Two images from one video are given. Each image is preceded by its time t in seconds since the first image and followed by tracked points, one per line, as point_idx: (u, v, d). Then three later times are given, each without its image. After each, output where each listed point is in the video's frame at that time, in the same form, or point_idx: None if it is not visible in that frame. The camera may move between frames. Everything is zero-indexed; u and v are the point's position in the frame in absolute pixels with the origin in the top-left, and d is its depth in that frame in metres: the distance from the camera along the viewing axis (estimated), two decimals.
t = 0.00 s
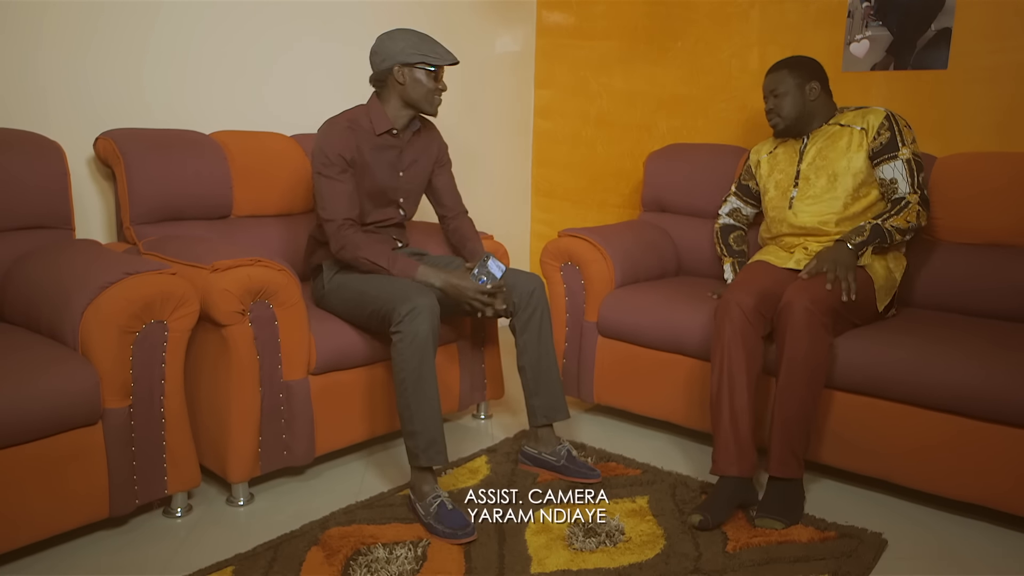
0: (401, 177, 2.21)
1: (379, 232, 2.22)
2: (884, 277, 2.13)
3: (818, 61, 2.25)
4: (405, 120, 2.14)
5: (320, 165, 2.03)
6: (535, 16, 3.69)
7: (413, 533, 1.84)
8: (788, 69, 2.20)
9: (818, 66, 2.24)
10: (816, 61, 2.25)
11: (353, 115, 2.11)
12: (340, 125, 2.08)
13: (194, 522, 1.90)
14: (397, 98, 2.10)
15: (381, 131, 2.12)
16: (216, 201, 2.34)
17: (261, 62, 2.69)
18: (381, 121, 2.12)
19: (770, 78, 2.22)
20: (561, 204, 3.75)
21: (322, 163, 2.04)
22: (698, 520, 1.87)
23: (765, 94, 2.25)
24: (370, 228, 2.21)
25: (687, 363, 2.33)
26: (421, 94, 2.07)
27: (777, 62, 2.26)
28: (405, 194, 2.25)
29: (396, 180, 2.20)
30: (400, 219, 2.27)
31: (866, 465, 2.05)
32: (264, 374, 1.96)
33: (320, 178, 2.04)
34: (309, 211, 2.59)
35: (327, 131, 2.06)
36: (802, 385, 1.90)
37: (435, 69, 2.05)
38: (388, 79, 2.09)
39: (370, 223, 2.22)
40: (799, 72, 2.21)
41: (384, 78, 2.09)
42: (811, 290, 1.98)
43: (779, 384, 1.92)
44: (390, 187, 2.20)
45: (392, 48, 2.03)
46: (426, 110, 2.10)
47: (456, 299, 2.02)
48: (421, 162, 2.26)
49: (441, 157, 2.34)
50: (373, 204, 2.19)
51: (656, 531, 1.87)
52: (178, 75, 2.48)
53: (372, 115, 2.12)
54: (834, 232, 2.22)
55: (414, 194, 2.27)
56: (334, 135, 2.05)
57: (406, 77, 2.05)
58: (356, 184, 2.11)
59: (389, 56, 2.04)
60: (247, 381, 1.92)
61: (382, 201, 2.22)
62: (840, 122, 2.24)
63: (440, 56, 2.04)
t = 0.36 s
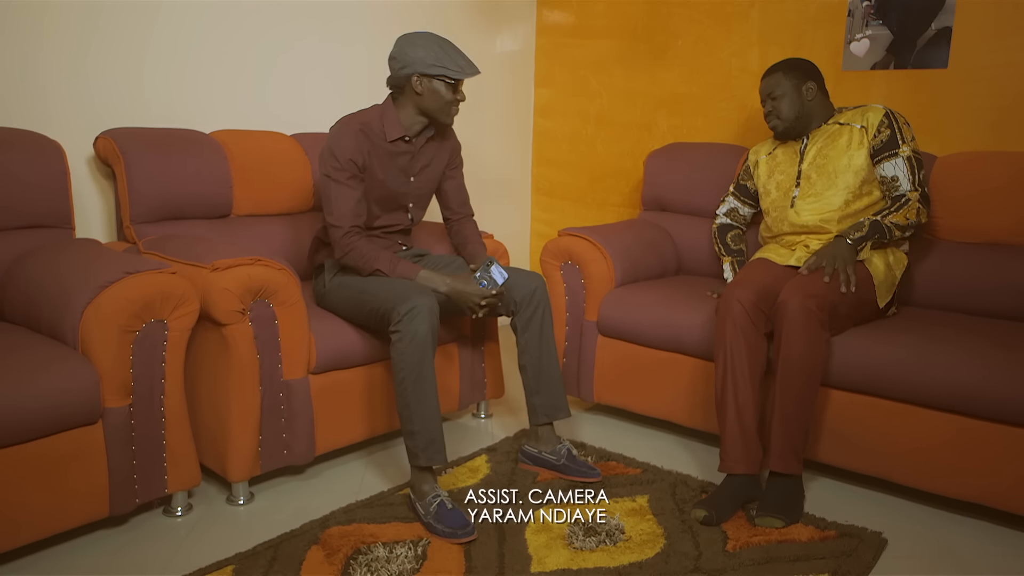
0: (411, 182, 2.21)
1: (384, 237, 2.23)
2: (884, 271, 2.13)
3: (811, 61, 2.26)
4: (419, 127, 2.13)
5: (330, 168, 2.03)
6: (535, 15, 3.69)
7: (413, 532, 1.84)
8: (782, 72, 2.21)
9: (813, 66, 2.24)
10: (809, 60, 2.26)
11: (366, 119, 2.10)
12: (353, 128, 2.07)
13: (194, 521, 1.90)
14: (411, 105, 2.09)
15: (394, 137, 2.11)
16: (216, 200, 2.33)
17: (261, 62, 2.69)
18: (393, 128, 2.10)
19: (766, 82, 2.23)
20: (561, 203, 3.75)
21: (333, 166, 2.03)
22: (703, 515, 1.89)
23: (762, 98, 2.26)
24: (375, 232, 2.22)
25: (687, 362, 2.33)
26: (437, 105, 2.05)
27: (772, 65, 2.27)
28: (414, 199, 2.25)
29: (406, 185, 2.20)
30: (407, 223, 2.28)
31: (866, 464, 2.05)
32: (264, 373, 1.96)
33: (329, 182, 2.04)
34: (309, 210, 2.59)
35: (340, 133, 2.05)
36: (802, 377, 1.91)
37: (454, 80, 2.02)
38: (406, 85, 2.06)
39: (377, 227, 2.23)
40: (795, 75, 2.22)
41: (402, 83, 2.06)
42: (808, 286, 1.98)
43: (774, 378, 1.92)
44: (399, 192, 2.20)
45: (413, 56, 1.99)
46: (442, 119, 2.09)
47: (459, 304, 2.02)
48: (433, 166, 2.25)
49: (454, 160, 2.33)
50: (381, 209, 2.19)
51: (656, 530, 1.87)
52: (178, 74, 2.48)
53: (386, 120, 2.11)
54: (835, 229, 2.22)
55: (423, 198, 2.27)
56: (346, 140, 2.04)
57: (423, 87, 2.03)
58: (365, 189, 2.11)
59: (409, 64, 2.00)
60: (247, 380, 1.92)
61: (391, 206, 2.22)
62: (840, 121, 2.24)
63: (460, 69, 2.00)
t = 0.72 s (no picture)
0: (419, 186, 2.20)
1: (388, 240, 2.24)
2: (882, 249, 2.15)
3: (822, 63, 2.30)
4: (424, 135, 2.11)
5: (337, 167, 2.02)
6: (536, 14, 3.69)
7: (413, 531, 1.84)
8: (791, 72, 2.24)
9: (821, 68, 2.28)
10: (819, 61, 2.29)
11: (376, 120, 2.10)
12: (362, 129, 2.06)
13: (194, 520, 1.90)
14: (417, 112, 2.07)
15: (402, 142, 2.11)
16: (215, 199, 2.33)
17: (261, 62, 2.69)
18: (401, 132, 2.10)
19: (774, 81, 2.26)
20: (561, 203, 3.75)
21: (340, 166, 2.01)
22: (700, 514, 1.89)
23: (769, 96, 2.29)
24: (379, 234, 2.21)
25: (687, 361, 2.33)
26: (433, 122, 2.02)
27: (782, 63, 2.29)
28: (421, 203, 2.25)
29: (412, 190, 2.19)
30: (412, 226, 2.28)
31: (865, 464, 2.05)
32: (264, 372, 1.96)
33: (335, 181, 2.03)
34: (309, 209, 2.59)
35: (348, 133, 2.05)
36: (780, 250, 1.82)
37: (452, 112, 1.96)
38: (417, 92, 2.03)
39: (381, 229, 2.23)
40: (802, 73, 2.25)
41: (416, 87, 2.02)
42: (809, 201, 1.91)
43: (748, 267, 1.84)
44: (405, 196, 2.20)
45: (434, 69, 1.94)
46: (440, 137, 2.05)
47: (462, 306, 2.01)
48: (441, 170, 2.24)
49: (462, 162, 2.32)
50: (385, 211, 2.19)
51: (656, 529, 1.87)
52: (178, 74, 2.48)
53: (395, 124, 2.10)
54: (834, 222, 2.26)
55: (429, 202, 2.27)
56: (354, 140, 2.03)
57: (427, 99, 2.00)
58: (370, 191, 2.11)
59: (426, 73, 1.96)
60: (247, 379, 1.92)
61: (397, 209, 2.22)
62: (844, 122, 2.29)
63: (467, 102, 1.92)
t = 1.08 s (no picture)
0: (417, 184, 2.20)
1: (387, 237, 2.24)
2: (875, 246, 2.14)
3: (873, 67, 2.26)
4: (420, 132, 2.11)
5: (335, 165, 2.02)
6: (535, 13, 3.69)
7: (413, 530, 1.84)
8: (845, 69, 2.20)
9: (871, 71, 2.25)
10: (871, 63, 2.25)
11: (373, 119, 2.09)
12: (360, 127, 2.06)
13: (194, 519, 1.90)
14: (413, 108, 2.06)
15: (398, 139, 2.10)
16: (215, 198, 2.33)
17: (261, 62, 2.69)
18: (398, 129, 2.09)
19: (825, 71, 2.22)
20: (561, 202, 3.75)
21: (339, 164, 2.01)
22: (699, 514, 1.88)
23: (813, 82, 2.26)
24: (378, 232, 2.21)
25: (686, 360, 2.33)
26: (428, 120, 2.01)
27: (838, 52, 2.24)
28: (419, 201, 2.25)
29: (410, 188, 2.19)
30: (410, 224, 2.28)
31: (865, 463, 2.05)
32: (264, 371, 1.96)
33: (334, 179, 2.03)
34: (309, 208, 2.59)
35: (346, 131, 2.05)
36: (745, 236, 1.98)
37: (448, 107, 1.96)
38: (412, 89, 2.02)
39: (380, 227, 2.23)
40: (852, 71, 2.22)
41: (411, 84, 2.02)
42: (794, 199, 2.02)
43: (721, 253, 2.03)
44: (403, 194, 2.20)
45: (430, 64, 1.93)
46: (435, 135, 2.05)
47: (461, 308, 2.01)
48: (438, 168, 2.24)
49: (459, 160, 2.32)
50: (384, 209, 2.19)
51: (656, 528, 1.87)
52: (178, 74, 2.48)
53: (392, 122, 2.10)
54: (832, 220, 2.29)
55: (427, 199, 2.27)
56: (351, 139, 2.03)
57: (422, 95, 1.99)
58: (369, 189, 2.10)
59: (422, 69, 1.96)
60: (246, 379, 1.92)
61: (395, 206, 2.22)
62: (864, 125, 2.30)
63: (462, 97, 1.92)
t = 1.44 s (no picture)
0: (407, 181, 2.21)
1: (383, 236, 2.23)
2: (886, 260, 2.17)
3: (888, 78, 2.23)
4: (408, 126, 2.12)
5: (325, 166, 2.03)
6: (535, 14, 3.69)
7: (413, 531, 1.84)
8: (856, 80, 2.18)
9: (885, 82, 2.22)
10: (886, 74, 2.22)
11: (360, 118, 2.11)
12: (347, 126, 2.07)
13: (194, 520, 1.90)
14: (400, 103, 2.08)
15: (386, 136, 2.11)
16: (215, 199, 2.33)
17: (261, 63, 2.69)
18: (385, 126, 2.10)
19: (837, 81, 2.19)
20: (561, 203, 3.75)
21: (329, 165, 2.03)
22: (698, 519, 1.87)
23: (824, 90, 2.24)
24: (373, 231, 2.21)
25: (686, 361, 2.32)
26: (419, 109, 2.02)
27: (852, 61, 2.21)
28: (411, 197, 2.25)
29: (402, 184, 2.20)
30: (404, 221, 2.28)
31: (865, 463, 2.05)
32: (264, 372, 1.96)
33: (326, 180, 2.04)
34: (308, 209, 2.59)
35: (335, 131, 2.06)
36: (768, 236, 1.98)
37: (439, 88, 1.98)
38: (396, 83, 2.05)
39: (375, 227, 2.22)
40: (866, 81, 2.20)
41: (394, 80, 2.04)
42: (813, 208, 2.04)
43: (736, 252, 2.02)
44: (395, 192, 2.20)
45: (407, 54, 1.97)
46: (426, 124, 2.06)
47: (461, 308, 2.01)
48: (428, 164, 2.25)
49: (448, 158, 2.33)
50: (377, 208, 2.19)
51: (656, 529, 1.87)
52: (178, 75, 2.48)
53: (379, 119, 2.11)
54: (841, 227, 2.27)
55: (420, 197, 2.27)
56: (340, 138, 2.04)
57: (408, 86, 2.01)
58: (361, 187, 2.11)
59: (401, 61, 1.99)
60: (246, 380, 1.92)
61: (388, 205, 2.22)
62: (877, 135, 2.29)
63: (448, 75, 1.95)
